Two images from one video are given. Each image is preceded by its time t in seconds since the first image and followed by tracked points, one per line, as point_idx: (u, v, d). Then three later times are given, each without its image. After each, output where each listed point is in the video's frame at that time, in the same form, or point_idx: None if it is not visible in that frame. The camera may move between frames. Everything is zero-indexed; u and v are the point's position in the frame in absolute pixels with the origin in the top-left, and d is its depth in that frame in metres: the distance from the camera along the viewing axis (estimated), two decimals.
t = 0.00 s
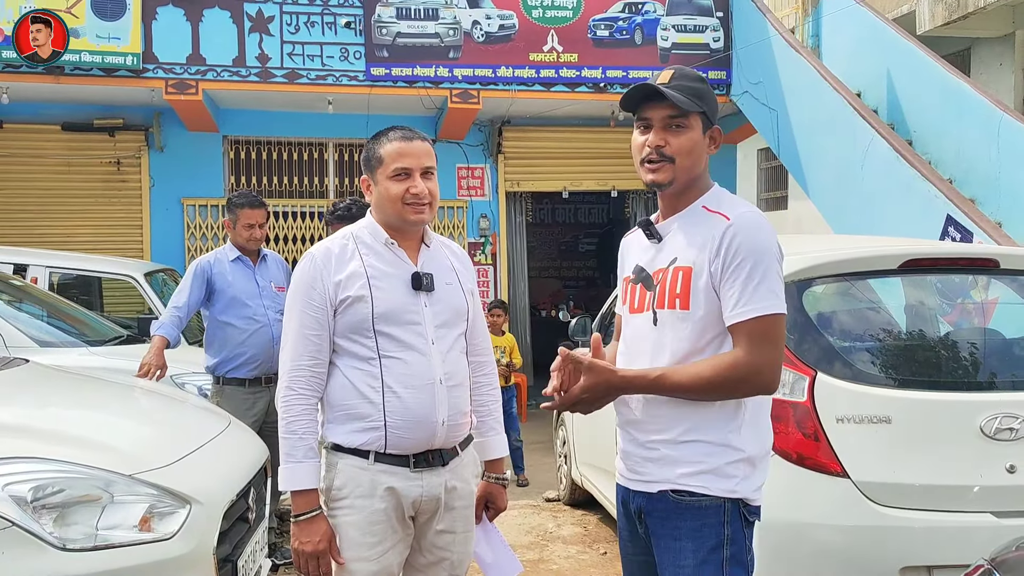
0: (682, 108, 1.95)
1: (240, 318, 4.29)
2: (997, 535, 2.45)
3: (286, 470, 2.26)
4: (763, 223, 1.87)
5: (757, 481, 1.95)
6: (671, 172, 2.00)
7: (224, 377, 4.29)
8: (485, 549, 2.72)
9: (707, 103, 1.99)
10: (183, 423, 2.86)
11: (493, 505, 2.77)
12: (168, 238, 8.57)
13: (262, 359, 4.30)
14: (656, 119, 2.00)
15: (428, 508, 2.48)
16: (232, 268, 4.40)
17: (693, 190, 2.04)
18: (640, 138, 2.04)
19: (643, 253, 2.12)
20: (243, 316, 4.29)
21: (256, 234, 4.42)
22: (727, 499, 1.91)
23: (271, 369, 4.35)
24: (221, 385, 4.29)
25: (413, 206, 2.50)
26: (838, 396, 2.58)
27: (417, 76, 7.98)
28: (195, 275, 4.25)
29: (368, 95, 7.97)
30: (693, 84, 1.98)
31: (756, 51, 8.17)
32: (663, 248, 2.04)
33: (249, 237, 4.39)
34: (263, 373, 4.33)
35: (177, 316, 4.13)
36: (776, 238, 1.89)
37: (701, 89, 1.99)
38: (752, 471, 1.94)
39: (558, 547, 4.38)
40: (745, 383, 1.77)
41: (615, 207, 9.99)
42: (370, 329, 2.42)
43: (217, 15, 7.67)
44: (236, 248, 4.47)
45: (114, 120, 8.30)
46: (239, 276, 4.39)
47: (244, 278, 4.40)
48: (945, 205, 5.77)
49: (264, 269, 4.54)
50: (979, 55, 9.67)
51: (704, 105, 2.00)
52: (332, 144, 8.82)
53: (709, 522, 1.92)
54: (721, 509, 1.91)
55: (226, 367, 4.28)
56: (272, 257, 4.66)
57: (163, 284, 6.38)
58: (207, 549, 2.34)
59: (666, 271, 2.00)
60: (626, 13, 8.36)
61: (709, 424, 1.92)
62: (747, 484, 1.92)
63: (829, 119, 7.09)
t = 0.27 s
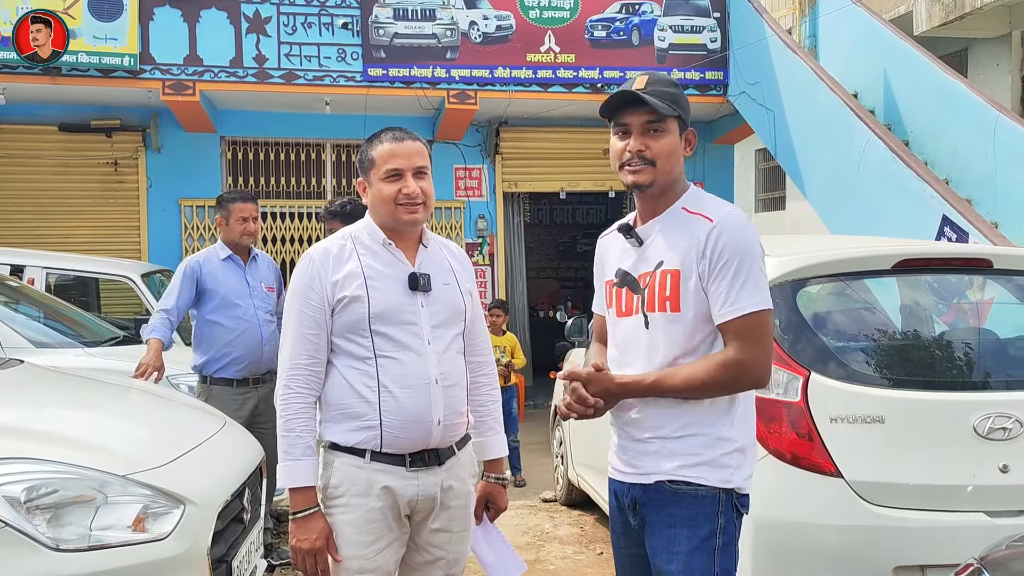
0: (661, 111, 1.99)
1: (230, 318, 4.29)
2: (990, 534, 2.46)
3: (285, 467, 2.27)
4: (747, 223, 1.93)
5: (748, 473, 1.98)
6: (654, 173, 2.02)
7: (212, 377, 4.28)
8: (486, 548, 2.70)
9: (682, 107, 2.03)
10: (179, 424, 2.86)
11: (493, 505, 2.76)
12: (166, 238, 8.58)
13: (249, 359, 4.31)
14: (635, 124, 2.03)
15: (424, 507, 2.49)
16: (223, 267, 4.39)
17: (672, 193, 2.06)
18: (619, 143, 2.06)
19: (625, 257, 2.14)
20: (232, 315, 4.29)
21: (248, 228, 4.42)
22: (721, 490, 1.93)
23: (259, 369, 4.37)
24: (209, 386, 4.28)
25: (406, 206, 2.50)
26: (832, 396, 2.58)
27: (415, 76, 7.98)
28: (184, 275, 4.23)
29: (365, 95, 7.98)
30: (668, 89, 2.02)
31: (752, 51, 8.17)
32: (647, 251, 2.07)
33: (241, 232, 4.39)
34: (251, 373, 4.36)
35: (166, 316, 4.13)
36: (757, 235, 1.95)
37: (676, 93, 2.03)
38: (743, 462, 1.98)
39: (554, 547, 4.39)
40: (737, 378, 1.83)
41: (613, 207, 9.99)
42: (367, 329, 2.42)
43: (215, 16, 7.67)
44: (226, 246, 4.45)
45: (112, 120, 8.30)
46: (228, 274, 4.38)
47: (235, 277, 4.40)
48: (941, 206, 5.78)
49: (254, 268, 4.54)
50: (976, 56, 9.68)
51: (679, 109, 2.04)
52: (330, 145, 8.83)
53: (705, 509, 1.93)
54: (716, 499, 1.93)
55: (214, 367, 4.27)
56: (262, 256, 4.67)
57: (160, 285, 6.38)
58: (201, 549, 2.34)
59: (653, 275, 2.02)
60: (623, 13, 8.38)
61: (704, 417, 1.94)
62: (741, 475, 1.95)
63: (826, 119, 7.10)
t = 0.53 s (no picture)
0: (632, 118, 1.98)
1: (225, 317, 4.30)
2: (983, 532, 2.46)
3: (286, 462, 2.29)
4: (733, 223, 1.94)
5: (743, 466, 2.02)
6: (635, 180, 2.02)
7: (206, 378, 4.27)
8: (489, 547, 2.71)
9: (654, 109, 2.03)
10: (176, 424, 2.87)
11: (496, 504, 2.74)
12: (165, 239, 8.59)
13: (245, 359, 4.31)
14: (610, 131, 2.03)
15: (422, 504, 2.49)
16: (217, 266, 4.41)
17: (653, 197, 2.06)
18: (595, 152, 2.06)
19: (610, 261, 2.14)
20: (227, 315, 4.30)
21: (252, 221, 4.52)
22: (713, 480, 1.95)
23: (253, 369, 4.38)
24: (204, 385, 4.26)
25: (406, 206, 2.51)
26: (827, 394, 2.59)
27: (413, 76, 7.98)
28: (179, 275, 4.24)
29: (364, 95, 7.98)
30: (639, 92, 2.02)
31: (751, 51, 8.17)
32: (632, 256, 2.06)
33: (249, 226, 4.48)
34: (245, 373, 4.36)
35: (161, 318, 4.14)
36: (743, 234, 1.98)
37: (648, 96, 2.03)
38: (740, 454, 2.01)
39: (552, 546, 4.39)
40: (739, 377, 1.86)
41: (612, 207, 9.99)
42: (367, 327, 2.43)
43: (213, 16, 7.67)
44: (220, 245, 4.47)
45: (111, 121, 8.31)
46: (223, 273, 4.39)
47: (229, 276, 4.42)
48: (938, 205, 5.78)
49: (246, 266, 4.58)
50: (975, 55, 9.67)
51: (652, 111, 2.03)
52: (329, 145, 8.83)
53: (703, 500, 1.95)
54: (714, 490, 1.95)
55: (209, 368, 4.26)
56: (253, 255, 4.70)
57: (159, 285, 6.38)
58: (196, 548, 2.34)
59: (642, 280, 2.02)
60: (621, 13, 8.38)
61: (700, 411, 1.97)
62: (738, 468, 1.98)
63: (824, 118, 7.10)
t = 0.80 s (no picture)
0: (625, 118, 1.96)
1: (220, 318, 4.29)
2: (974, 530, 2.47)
3: (286, 457, 2.33)
4: (723, 230, 1.93)
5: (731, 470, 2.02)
6: (625, 181, 2.01)
7: (201, 378, 4.26)
8: (490, 547, 2.66)
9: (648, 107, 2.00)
10: (173, 424, 2.87)
11: (498, 505, 2.72)
12: (163, 240, 8.59)
13: (240, 359, 4.32)
14: (601, 130, 2.00)
15: (422, 502, 2.50)
16: (211, 265, 4.38)
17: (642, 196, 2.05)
18: (586, 150, 2.03)
19: (597, 260, 2.13)
20: (223, 316, 4.30)
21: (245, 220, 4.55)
22: (699, 485, 1.96)
23: (248, 370, 4.39)
24: (199, 386, 4.25)
25: (406, 208, 2.52)
26: (821, 392, 2.60)
27: (410, 76, 7.98)
28: (173, 275, 4.20)
29: (361, 96, 7.99)
30: (633, 91, 1.98)
31: (747, 50, 8.18)
32: (621, 257, 2.06)
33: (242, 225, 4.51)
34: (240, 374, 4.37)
35: (155, 319, 4.12)
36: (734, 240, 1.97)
37: (641, 93, 2.00)
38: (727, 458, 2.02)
39: (549, 545, 4.40)
40: (724, 389, 1.88)
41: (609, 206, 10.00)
42: (367, 326, 2.45)
43: (210, 17, 7.68)
44: (214, 245, 4.44)
45: (108, 122, 8.31)
46: (217, 273, 4.37)
47: (223, 275, 4.40)
48: (934, 204, 5.79)
49: (240, 267, 4.58)
50: (972, 54, 9.67)
51: (646, 110, 2.01)
52: (327, 145, 8.83)
53: (691, 510, 1.96)
54: (702, 499, 1.96)
55: (204, 368, 4.25)
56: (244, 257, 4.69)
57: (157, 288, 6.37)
58: (191, 548, 2.35)
59: (628, 285, 2.02)
60: (618, 13, 8.39)
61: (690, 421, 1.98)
62: (725, 473, 2.00)
63: (820, 117, 7.11)
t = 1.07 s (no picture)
0: (623, 116, 1.92)
1: (205, 324, 4.28)
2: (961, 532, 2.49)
3: (280, 459, 2.36)
4: (716, 239, 1.91)
5: (717, 481, 2.00)
6: (618, 181, 1.98)
7: (185, 385, 4.23)
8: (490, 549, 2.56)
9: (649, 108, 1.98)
10: (163, 431, 2.87)
11: (498, 512, 2.67)
12: (153, 246, 8.58)
13: (225, 366, 4.29)
14: (598, 127, 1.97)
15: (416, 507, 2.51)
16: (195, 272, 4.37)
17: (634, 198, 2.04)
18: (581, 146, 2.01)
19: (586, 261, 2.13)
20: (207, 322, 4.29)
21: (225, 227, 4.49)
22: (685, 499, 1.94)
23: (234, 376, 4.36)
24: (183, 393, 4.23)
25: (400, 214, 2.53)
26: (810, 396, 2.61)
27: (401, 82, 7.99)
28: (156, 281, 4.18)
29: (352, 101, 7.99)
30: (634, 89, 1.96)
31: (737, 56, 8.22)
32: (610, 259, 2.06)
33: (221, 232, 4.47)
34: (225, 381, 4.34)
35: (139, 324, 4.09)
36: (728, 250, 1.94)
37: (643, 93, 1.97)
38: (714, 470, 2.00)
39: (540, 550, 4.40)
40: (703, 402, 1.82)
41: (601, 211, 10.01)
42: (360, 331, 2.47)
43: (200, 23, 7.68)
44: (197, 251, 4.44)
45: (98, 128, 8.30)
46: (202, 280, 4.36)
47: (207, 281, 4.39)
48: (922, 208, 5.84)
49: (224, 273, 4.57)
50: (960, 59, 9.74)
51: (646, 111, 1.98)
52: (318, 151, 8.83)
53: (675, 524, 1.95)
54: (687, 512, 1.95)
55: (189, 376, 4.22)
56: (230, 263, 4.67)
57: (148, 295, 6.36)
58: (180, 555, 2.35)
59: (616, 288, 2.01)
60: (608, 18, 8.42)
61: (681, 435, 1.95)
62: (711, 486, 1.98)
63: (810, 122, 7.15)
